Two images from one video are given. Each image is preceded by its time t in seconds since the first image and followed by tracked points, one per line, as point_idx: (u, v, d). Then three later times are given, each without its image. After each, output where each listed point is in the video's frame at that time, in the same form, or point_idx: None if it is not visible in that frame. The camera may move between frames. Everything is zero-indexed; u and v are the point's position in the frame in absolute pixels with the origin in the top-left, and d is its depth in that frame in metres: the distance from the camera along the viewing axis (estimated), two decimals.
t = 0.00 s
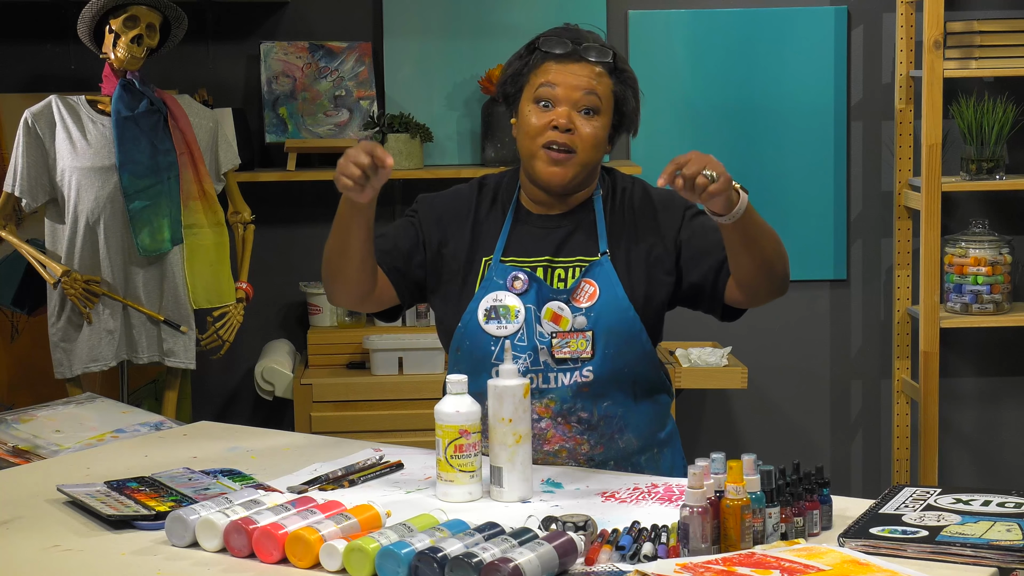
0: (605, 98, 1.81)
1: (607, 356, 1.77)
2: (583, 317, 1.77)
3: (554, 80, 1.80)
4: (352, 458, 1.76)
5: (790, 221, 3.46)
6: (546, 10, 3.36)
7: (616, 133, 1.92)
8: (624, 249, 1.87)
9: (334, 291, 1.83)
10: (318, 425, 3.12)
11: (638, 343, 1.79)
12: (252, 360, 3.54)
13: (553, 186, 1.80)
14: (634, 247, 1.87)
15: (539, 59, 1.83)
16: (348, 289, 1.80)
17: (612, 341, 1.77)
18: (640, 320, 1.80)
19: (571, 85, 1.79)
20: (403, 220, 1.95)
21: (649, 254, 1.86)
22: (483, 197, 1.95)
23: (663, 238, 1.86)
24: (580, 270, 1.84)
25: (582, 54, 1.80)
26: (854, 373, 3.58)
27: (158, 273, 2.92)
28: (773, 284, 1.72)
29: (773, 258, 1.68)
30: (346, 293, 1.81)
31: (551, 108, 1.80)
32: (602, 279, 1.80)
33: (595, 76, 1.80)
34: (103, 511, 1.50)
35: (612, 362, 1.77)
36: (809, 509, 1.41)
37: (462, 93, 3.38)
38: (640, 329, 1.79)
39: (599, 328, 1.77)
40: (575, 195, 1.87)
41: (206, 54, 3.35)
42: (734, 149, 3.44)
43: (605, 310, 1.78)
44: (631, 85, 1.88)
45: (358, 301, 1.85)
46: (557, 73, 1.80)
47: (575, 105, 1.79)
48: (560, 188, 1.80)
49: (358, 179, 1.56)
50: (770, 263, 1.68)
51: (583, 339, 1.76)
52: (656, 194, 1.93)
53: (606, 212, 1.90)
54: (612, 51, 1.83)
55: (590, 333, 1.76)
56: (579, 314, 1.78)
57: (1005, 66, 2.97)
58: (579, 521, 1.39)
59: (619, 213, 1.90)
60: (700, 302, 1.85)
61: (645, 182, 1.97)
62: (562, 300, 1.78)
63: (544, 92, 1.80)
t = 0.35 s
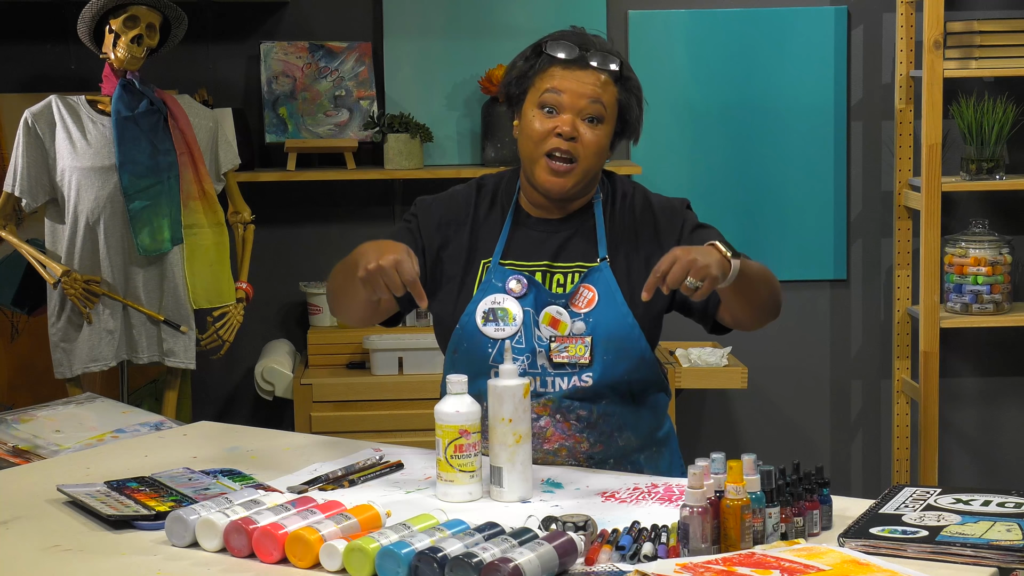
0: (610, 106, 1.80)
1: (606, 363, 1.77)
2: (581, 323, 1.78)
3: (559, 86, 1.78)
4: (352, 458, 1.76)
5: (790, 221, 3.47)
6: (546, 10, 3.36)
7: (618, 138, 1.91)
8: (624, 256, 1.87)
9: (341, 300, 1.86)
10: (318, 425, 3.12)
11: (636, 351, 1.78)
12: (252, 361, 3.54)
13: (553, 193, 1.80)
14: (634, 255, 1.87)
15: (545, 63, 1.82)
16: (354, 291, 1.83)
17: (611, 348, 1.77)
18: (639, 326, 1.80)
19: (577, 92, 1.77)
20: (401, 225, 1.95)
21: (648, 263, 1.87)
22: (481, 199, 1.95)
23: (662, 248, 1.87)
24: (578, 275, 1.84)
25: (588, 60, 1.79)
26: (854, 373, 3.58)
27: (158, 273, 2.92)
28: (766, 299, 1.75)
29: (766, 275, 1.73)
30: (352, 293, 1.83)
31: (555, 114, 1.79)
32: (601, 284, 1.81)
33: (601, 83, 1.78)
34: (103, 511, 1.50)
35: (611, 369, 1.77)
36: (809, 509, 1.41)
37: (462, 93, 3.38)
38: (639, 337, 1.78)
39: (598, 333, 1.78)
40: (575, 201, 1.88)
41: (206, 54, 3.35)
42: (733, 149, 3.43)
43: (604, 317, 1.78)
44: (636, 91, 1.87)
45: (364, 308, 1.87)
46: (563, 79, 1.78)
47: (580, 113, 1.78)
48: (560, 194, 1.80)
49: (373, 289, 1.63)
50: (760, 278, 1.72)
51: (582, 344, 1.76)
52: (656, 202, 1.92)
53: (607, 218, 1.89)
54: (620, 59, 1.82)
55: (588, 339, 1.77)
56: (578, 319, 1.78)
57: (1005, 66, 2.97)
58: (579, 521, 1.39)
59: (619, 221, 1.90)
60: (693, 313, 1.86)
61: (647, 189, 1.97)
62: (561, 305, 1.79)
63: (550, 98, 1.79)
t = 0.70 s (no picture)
0: (611, 114, 1.79)
1: (607, 366, 1.78)
2: (582, 326, 1.78)
3: (560, 93, 1.77)
4: (352, 458, 1.76)
5: (790, 221, 3.47)
6: (546, 10, 3.36)
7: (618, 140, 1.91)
8: (625, 263, 1.86)
9: (343, 308, 1.85)
10: (318, 425, 3.12)
11: (637, 355, 1.78)
12: (252, 361, 3.54)
13: (553, 199, 1.81)
14: (634, 260, 1.87)
15: (545, 69, 1.80)
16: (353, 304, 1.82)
17: (612, 351, 1.78)
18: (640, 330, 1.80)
19: (578, 100, 1.76)
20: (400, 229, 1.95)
21: (648, 268, 1.87)
22: (480, 200, 1.94)
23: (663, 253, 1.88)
24: (579, 278, 1.84)
25: (590, 67, 1.77)
26: (854, 373, 3.58)
27: (158, 273, 2.92)
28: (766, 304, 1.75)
29: (767, 284, 1.73)
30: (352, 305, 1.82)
31: (556, 122, 1.78)
32: (602, 287, 1.81)
33: (602, 90, 1.77)
34: (103, 511, 1.50)
35: (611, 372, 1.78)
36: (809, 509, 1.41)
37: (462, 93, 3.38)
38: (640, 340, 1.78)
39: (599, 336, 1.78)
40: (575, 206, 1.88)
41: (206, 54, 3.35)
42: (733, 149, 3.43)
43: (605, 319, 1.78)
44: (637, 95, 1.86)
45: (366, 321, 1.86)
46: (564, 86, 1.77)
47: (581, 121, 1.77)
48: (560, 200, 1.81)
49: (382, 307, 1.62)
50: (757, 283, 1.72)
51: (583, 347, 1.77)
52: (657, 206, 1.91)
53: (607, 222, 1.89)
54: (621, 66, 1.81)
55: (589, 342, 1.77)
56: (579, 322, 1.79)
57: (1005, 66, 2.97)
58: (579, 521, 1.39)
59: (620, 224, 1.89)
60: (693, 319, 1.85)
61: (648, 192, 1.97)
62: (562, 308, 1.79)
63: (550, 106, 1.78)
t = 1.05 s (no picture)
0: (610, 114, 1.79)
1: (606, 366, 1.78)
2: (581, 326, 1.78)
3: (560, 93, 1.77)
4: (352, 458, 1.76)
5: (790, 221, 3.47)
6: (546, 10, 3.36)
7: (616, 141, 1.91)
8: (624, 263, 1.87)
9: (341, 308, 1.85)
10: (318, 425, 3.12)
11: (636, 355, 1.78)
12: (252, 360, 3.54)
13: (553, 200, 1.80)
14: (634, 261, 1.87)
15: (545, 69, 1.80)
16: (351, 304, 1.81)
17: (611, 351, 1.78)
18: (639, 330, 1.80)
19: (577, 100, 1.76)
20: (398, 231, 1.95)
21: (648, 268, 1.87)
22: (479, 200, 1.94)
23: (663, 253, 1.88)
24: (578, 278, 1.85)
25: (589, 67, 1.77)
26: (854, 373, 3.58)
27: (158, 273, 2.92)
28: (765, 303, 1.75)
29: (765, 284, 1.73)
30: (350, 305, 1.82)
31: (555, 122, 1.78)
32: (601, 287, 1.81)
33: (602, 91, 1.77)
34: (103, 511, 1.50)
35: (611, 372, 1.78)
36: (809, 509, 1.41)
37: (462, 93, 3.38)
38: (639, 340, 1.78)
39: (598, 336, 1.78)
40: (574, 207, 1.87)
41: (206, 54, 3.35)
42: (733, 149, 3.43)
43: (604, 319, 1.78)
44: (635, 96, 1.86)
45: (365, 321, 1.86)
46: (563, 87, 1.77)
47: (580, 122, 1.77)
48: (560, 200, 1.80)
49: (381, 310, 1.62)
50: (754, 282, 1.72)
51: (582, 347, 1.78)
52: (657, 207, 1.91)
53: (607, 223, 1.89)
54: (620, 66, 1.81)
55: (589, 342, 1.78)
56: (579, 322, 1.79)
57: (1005, 66, 2.97)
58: (579, 521, 1.39)
59: (619, 225, 1.89)
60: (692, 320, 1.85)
61: (648, 192, 1.96)
62: (561, 308, 1.79)
63: (549, 106, 1.78)
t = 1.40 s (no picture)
0: (610, 114, 1.79)
1: (606, 366, 1.78)
2: (581, 325, 1.78)
3: (559, 93, 1.77)
4: (352, 458, 1.76)
5: (790, 221, 3.47)
6: (546, 10, 3.36)
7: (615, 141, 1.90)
8: (624, 263, 1.87)
9: (339, 313, 1.85)
10: (318, 425, 3.12)
11: (636, 354, 1.78)
12: (252, 360, 3.54)
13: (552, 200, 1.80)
14: (634, 260, 1.87)
15: (543, 70, 1.80)
16: (349, 308, 1.82)
17: (611, 351, 1.78)
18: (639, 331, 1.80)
19: (576, 100, 1.76)
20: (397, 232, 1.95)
21: (649, 267, 1.88)
22: (478, 200, 1.94)
23: (662, 252, 1.88)
24: (577, 278, 1.85)
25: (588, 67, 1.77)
26: (854, 373, 3.58)
27: (158, 273, 2.92)
28: (764, 299, 1.75)
29: (764, 283, 1.73)
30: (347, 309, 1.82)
31: (554, 122, 1.78)
32: (600, 287, 1.81)
33: (601, 91, 1.77)
34: (103, 511, 1.50)
35: (610, 372, 1.78)
36: (809, 509, 1.41)
37: (462, 93, 3.38)
38: (639, 339, 1.78)
39: (598, 336, 1.78)
40: (574, 207, 1.87)
41: (206, 54, 3.35)
42: (733, 149, 3.43)
43: (604, 319, 1.78)
44: (635, 96, 1.87)
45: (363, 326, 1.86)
46: (562, 86, 1.77)
47: (579, 121, 1.77)
48: (559, 201, 1.80)
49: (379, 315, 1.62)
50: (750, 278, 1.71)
51: (582, 347, 1.78)
52: (656, 206, 1.91)
53: (606, 224, 1.89)
54: (620, 66, 1.81)
55: (588, 342, 1.78)
56: (578, 322, 1.79)
57: (1005, 66, 2.97)
58: (579, 521, 1.39)
59: (619, 224, 1.89)
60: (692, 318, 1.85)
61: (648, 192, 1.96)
62: (561, 308, 1.79)
63: (549, 106, 1.77)
